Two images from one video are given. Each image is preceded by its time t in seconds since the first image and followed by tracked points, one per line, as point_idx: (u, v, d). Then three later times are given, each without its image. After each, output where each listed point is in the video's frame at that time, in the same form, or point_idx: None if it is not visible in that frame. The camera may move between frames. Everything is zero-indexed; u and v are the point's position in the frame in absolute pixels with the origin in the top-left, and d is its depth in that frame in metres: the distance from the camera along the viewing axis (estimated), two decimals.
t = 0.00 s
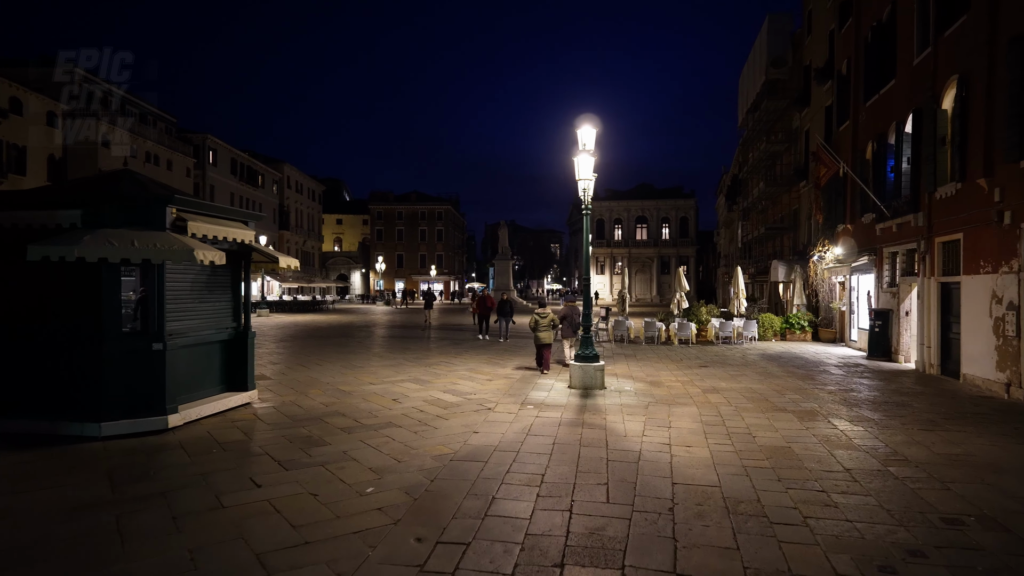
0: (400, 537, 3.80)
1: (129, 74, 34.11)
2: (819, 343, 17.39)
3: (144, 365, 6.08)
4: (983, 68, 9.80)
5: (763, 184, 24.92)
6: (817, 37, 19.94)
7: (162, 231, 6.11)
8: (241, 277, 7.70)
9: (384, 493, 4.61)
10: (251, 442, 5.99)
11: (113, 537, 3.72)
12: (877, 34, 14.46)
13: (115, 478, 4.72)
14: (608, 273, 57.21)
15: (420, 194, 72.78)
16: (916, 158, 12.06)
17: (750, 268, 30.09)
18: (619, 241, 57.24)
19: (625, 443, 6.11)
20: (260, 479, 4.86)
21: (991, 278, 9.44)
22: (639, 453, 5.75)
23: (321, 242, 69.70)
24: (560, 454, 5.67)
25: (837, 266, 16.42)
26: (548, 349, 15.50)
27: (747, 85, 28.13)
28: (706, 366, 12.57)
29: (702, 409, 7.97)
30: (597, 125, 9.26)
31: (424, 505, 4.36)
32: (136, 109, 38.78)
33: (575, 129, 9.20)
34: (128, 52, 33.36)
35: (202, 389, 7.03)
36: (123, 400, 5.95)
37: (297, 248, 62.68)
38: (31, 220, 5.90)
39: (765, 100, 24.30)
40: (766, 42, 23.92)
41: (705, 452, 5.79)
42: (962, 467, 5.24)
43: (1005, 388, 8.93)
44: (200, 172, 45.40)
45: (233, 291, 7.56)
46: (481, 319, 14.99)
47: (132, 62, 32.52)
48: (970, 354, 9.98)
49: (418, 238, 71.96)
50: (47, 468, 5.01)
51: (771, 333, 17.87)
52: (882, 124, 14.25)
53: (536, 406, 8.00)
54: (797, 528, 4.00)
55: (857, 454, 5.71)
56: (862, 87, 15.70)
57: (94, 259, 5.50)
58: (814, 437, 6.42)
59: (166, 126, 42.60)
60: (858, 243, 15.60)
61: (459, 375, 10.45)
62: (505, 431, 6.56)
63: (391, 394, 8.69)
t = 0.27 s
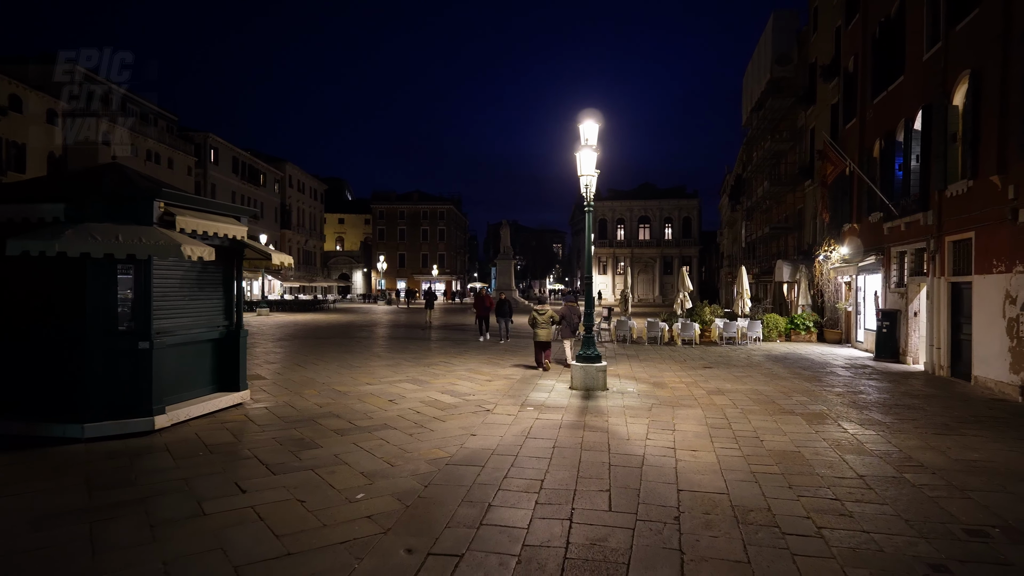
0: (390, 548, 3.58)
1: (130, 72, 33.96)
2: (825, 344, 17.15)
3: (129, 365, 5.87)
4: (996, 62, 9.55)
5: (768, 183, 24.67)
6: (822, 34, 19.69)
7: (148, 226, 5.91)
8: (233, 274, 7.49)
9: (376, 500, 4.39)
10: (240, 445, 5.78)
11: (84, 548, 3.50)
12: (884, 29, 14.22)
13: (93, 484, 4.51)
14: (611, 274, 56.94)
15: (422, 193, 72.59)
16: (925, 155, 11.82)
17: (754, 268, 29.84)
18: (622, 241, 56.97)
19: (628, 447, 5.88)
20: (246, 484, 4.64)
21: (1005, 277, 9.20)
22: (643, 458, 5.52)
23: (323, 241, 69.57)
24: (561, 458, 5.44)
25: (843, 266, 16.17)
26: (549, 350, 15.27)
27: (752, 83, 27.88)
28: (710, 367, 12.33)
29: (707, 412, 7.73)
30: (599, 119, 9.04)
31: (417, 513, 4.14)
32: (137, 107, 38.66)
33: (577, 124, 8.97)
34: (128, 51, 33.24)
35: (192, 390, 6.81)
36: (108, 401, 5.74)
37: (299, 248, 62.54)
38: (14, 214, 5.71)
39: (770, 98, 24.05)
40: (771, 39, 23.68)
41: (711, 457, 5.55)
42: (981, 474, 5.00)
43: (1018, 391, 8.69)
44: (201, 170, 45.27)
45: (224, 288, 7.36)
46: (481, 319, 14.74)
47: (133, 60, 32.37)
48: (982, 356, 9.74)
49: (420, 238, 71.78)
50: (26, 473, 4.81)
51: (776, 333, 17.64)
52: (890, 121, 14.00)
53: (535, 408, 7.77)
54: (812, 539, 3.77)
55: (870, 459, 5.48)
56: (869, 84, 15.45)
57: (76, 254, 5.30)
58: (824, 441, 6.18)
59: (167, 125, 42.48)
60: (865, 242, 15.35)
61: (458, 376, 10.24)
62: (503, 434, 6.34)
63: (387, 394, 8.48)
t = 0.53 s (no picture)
0: (379, 568, 3.35)
1: (130, 72, 33.81)
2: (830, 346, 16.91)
3: (114, 369, 5.65)
4: (1008, 57, 9.31)
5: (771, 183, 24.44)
6: (827, 32, 19.47)
7: (134, 225, 5.70)
8: (225, 276, 7.28)
9: (367, 512, 4.17)
10: (228, 452, 5.56)
11: (52, 565, 3.28)
12: (891, 26, 13.99)
13: (70, 494, 4.29)
14: (612, 274, 56.69)
15: (424, 194, 72.40)
16: (934, 153, 11.58)
17: (757, 269, 29.62)
18: (623, 242, 56.74)
19: (631, 455, 5.65)
20: (231, 495, 4.42)
21: (1018, 278, 8.96)
22: (647, 467, 5.29)
23: (324, 242, 69.41)
24: (561, 467, 5.21)
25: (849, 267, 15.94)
26: (550, 352, 15.05)
27: (755, 82, 27.65)
28: (714, 370, 12.10)
29: (713, 417, 7.50)
30: (602, 116, 8.81)
31: (409, 527, 3.91)
32: (137, 107, 38.51)
33: (578, 121, 8.75)
34: (128, 51, 33.10)
35: (181, 395, 6.61)
36: (92, 406, 5.53)
37: (300, 248, 62.38)
38: None
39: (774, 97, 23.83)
40: (774, 38, 23.45)
41: (718, 465, 5.32)
42: (1003, 485, 4.77)
43: None
44: (201, 171, 45.10)
45: (216, 289, 7.16)
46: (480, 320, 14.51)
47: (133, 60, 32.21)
48: (993, 359, 9.51)
49: (421, 239, 71.61)
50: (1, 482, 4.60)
51: (780, 335, 17.42)
52: (897, 119, 13.77)
53: (535, 413, 7.55)
54: (828, 557, 3.54)
55: (885, 468, 5.25)
56: (875, 82, 15.22)
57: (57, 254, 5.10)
58: (836, 449, 5.95)
59: (167, 125, 42.33)
60: (871, 242, 15.12)
61: (457, 379, 10.02)
62: (502, 441, 6.11)
63: (384, 398, 8.26)
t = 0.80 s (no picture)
0: None
1: (131, 72, 33.69)
2: (836, 346, 16.68)
3: (99, 371, 5.46)
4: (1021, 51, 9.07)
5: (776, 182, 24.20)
6: (832, 29, 19.23)
7: (120, 222, 5.51)
8: (217, 275, 7.09)
9: (356, 523, 3.96)
10: (217, 457, 5.36)
11: None
12: (899, 21, 13.74)
13: (45, 506, 4.10)
14: (615, 274, 56.40)
15: (426, 194, 72.22)
16: (944, 149, 11.34)
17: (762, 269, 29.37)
18: (626, 242, 56.47)
19: (635, 461, 5.43)
20: (215, 504, 4.22)
21: None
22: (652, 473, 5.07)
23: (326, 242, 69.28)
24: (562, 474, 5.00)
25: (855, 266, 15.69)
26: (552, 353, 14.82)
27: (759, 80, 27.40)
28: (718, 371, 11.87)
29: (719, 420, 7.27)
30: (604, 112, 8.60)
31: (400, 540, 3.71)
32: (137, 107, 38.37)
33: (580, 117, 8.53)
34: (128, 51, 32.96)
35: (171, 398, 6.41)
36: (76, 410, 5.35)
37: (302, 249, 62.26)
38: None
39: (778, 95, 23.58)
40: (779, 35, 23.20)
41: (725, 472, 5.11)
42: None
43: None
44: (202, 171, 44.98)
45: (208, 289, 6.97)
46: (480, 322, 14.28)
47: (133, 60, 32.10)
48: (1006, 360, 9.29)
49: (423, 239, 71.43)
50: None
51: (785, 336, 17.21)
52: (905, 116, 13.53)
53: (536, 416, 7.33)
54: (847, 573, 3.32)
55: (900, 475, 5.01)
56: (882, 78, 14.97)
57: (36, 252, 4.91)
58: (847, 454, 5.72)
59: (168, 125, 42.20)
60: (878, 241, 14.88)
61: (456, 381, 9.82)
62: (500, 446, 5.90)
63: (380, 401, 8.06)
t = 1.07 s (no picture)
0: None
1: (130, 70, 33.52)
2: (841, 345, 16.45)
3: (80, 371, 5.25)
4: None
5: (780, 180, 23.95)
6: (837, 23, 18.97)
7: (101, 215, 5.31)
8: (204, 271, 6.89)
9: (342, 531, 3.75)
10: (201, 460, 5.15)
11: None
12: (906, 14, 13.51)
13: (17, 513, 3.89)
14: (617, 273, 56.12)
15: (427, 193, 72.03)
16: (952, 144, 11.10)
17: (765, 267, 29.12)
18: (628, 241, 56.20)
19: (637, 464, 5.21)
20: (195, 511, 4.00)
21: None
22: (654, 478, 4.85)
23: (327, 241, 69.12)
24: (560, 478, 4.78)
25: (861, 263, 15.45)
26: (553, 351, 14.60)
27: (762, 77, 27.15)
28: (722, 371, 11.64)
29: (724, 420, 7.05)
30: (605, 104, 8.38)
31: (387, 549, 3.49)
32: (137, 105, 38.17)
33: (581, 110, 8.31)
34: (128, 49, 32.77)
35: (155, 398, 6.21)
36: (53, 410, 5.14)
37: (302, 248, 62.09)
38: None
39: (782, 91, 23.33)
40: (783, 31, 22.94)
41: (731, 476, 4.88)
42: None
43: None
44: (203, 169, 44.78)
45: (196, 286, 6.78)
46: (478, 321, 14.02)
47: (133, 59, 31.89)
48: (1018, 359, 9.05)
49: (425, 238, 71.20)
50: None
51: (790, 334, 16.98)
52: (912, 111, 13.29)
53: (534, 416, 7.11)
54: None
55: (915, 479, 4.79)
56: (888, 72, 14.74)
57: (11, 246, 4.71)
58: (859, 457, 5.49)
59: (168, 123, 42.01)
60: (885, 238, 14.63)
61: (453, 380, 9.60)
62: (497, 448, 5.68)
63: (375, 401, 7.84)
